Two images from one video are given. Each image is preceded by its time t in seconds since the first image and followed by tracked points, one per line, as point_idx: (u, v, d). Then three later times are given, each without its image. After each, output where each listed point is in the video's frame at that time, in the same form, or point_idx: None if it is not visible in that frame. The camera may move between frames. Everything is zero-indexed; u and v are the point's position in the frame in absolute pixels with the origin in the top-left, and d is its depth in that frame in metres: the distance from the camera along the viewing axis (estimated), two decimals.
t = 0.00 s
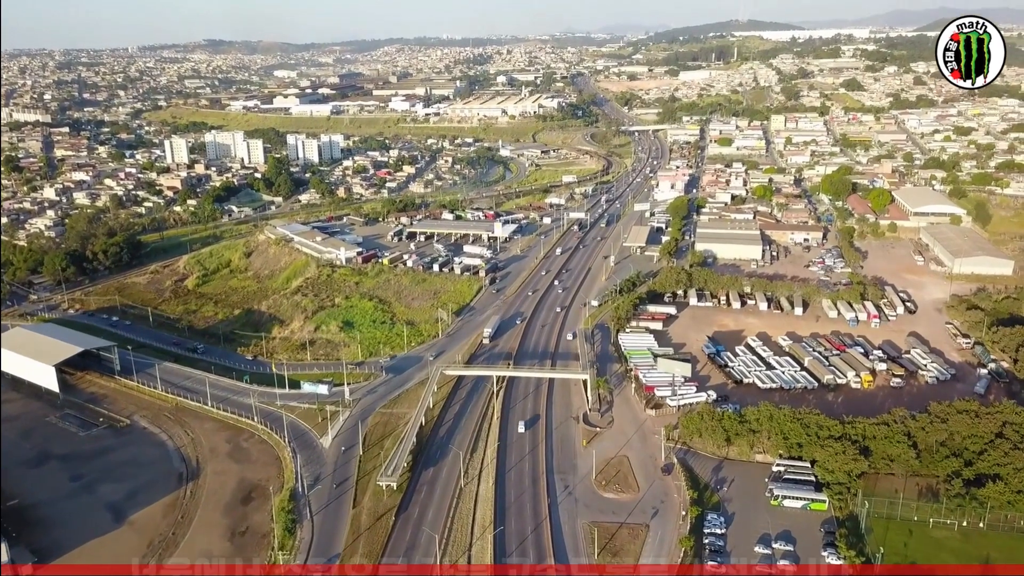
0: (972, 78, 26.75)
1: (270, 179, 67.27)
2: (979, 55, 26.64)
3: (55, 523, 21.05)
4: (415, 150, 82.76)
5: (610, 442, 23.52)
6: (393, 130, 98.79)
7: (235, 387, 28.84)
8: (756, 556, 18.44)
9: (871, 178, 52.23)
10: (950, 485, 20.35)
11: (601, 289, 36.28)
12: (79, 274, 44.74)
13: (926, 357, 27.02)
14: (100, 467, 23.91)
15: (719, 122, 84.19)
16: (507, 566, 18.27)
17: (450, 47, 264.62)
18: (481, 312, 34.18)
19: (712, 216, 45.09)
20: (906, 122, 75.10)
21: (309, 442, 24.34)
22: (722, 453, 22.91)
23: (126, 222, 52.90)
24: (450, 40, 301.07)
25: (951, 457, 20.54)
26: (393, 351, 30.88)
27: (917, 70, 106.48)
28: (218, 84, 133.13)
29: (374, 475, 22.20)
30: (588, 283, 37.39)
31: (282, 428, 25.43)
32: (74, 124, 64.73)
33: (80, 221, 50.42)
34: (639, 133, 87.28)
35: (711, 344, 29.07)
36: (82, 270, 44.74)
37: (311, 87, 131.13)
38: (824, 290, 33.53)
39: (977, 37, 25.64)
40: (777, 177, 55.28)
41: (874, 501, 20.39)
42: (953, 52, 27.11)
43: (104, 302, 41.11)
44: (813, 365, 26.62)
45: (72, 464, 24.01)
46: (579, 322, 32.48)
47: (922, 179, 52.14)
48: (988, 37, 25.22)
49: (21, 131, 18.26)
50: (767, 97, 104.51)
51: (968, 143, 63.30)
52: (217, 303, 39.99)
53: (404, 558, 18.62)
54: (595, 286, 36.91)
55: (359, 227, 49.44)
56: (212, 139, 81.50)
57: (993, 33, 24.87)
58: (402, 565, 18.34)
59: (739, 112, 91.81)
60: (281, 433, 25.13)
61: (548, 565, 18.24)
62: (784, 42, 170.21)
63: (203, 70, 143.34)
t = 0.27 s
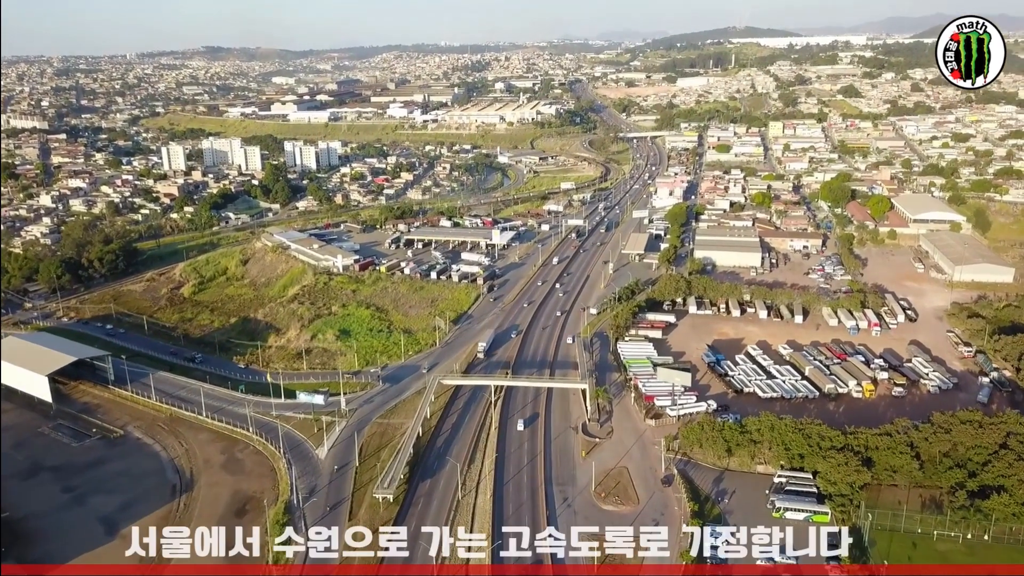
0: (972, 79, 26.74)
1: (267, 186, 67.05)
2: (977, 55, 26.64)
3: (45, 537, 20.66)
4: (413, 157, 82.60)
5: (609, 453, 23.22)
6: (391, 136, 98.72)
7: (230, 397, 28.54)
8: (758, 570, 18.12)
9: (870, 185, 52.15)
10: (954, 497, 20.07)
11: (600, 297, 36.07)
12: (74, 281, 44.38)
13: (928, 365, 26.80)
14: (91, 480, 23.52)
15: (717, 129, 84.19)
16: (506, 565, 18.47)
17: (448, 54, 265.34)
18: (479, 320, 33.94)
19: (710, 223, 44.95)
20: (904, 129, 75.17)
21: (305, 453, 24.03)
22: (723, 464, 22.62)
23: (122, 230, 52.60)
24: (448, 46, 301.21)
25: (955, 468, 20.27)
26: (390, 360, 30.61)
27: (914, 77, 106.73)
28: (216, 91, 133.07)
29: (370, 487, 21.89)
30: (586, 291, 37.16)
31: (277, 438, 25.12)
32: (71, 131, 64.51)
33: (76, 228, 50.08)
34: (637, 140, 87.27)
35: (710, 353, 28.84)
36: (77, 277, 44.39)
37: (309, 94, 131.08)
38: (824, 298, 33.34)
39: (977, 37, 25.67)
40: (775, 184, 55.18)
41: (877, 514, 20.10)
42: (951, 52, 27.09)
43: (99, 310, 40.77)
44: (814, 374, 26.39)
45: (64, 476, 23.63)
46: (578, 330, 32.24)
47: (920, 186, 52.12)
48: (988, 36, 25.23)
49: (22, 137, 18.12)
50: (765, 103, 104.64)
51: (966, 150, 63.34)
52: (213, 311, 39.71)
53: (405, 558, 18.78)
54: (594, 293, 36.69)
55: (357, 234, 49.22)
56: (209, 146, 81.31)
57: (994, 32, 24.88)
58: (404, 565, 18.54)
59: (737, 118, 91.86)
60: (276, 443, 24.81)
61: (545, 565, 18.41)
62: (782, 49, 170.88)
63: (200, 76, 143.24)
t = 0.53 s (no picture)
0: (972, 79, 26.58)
1: (264, 193, 66.83)
2: (978, 56, 26.54)
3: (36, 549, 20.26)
4: (410, 164, 82.45)
5: (609, 464, 22.94)
6: (389, 143, 98.66)
7: (225, 407, 28.23)
8: None
9: (869, 192, 52.07)
10: (958, 509, 19.79)
11: (598, 305, 35.84)
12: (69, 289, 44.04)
13: (930, 374, 26.59)
14: (83, 491, 23.13)
15: (715, 135, 84.16)
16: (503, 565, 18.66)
17: (446, 61, 265.97)
18: (476, 328, 33.70)
19: (709, 230, 44.78)
20: (901, 135, 75.22)
21: (300, 465, 23.72)
22: (723, 475, 22.35)
23: (118, 237, 52.31)
24: (446, 53, 302.01)
25: (959, 479, 20.03)
26: (387, 370, 30.32)
27: (912, 84, 106.96)
28: (214, 98, 132.96)
29: (366, 499, 21.57)
30: (585, 298, 36.94)
31: (272, 449, 24.81)
32: (68, 138, 64.28)
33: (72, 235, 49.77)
34: (635, 147, 87.23)
35: (710, 362, 28.60)
36: (72, 285, 44.06)
37: (307, 100, 131.04)
38: (824, 306, 33.15)
39: (976, 36, 25.62)
40: (774, 191, 55.08)
41: (880, 526, 19.82)
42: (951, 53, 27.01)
43: (94, 319, 40.44)
44: (815, 383, 26.16)
45: (56, 487, 23.23)
46: (576, 339, 32.00)
47: (919, 193, 52.06)
48: (989, 36, 25.15)
49: (20, 144, 17.97)
50: (763, 110, 104.73)
51: (964, 156, 63.38)
52: (209, 319, 39.42)
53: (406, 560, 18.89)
54: (592, 301, 36.46)
55: (354, 242, 49.00)
56: (206, 152, 81.09)
57: (994, 31, 24.83)
58: (405, 565, 18.68)
59: (734, 125, 91.90)
60: (271, 455, 24.49)
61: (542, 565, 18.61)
62: (779, 55, 171.37)
63: (198, 83, 143.14)
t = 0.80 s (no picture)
0: (971, 79, 26.50)
1: (261, 200, 66.60)
2: (978, 57, 26.47)
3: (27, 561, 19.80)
4: (408, 170, 82.31)
5: (607, 475, 22.65)
6: (387, 150, 98.55)
7: (219, 417, 27.93)
8: None
9: (867, 198, 51.97)
10: (961, 521, 19.57)
11: (596, 313, 35.63)
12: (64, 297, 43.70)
13: (931, 383, 26.35)
14: (75, 503, 22.68)
15: (713, 142, 84.14)
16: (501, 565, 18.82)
17: (444, 68, 266.66)
18: (474, 336, 33.46)
19: (707, 237, 44.60)
20: (899, 142, 75.26)
21: (295, 476, 23.39)
22: (724, 486, 22.06)
23: (114, 244, 52.02)
24: (443, 60, 302.17)
25: (963, 490, 19.78)
26: (383, 379, 30.02)
27: (909, 90, 107.17)
28: (211, 105, 132.87)
29: (362, 511, 21.24)
30: (583, 306, 36.71)
31: (267, 460, 24.47)
32: (64, 145, 64.07)
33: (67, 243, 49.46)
34: (633, 153, 87.19)
35: (709, 371, 28.35)
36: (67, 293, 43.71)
37: (305, 107, 130.97)
38: (824, 314, 32.94)
39: (977, 37, 25.59)
40: (772, 198, 54.98)
41: (883, 538, 19.52)
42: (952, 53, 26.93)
43: (89, 327, 40.11)
44: (816, 392, 25.92)
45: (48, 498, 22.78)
46: (574, 347, 31.74)
47: (917, 199, 51.98)
48: (989, 36, 25.11)
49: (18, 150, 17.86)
50: (760, 116, 104.84)
51: (962, 162, 63.38)
52: (205, 327, 39.13)
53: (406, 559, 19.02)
54: (591, 309, 36.24)
55: (351, 249, 48.76)
56: (203, 159, 80.85)
57: (994, 31, 24.79)
58: (405, 565, 18.81)
59: (732, 132, 91.90)
60: (265, 466, 24.16)
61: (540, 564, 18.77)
62: (777, 62, 171.77)
63: (196, 90, 143.08)
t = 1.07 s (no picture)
0: (972, 78, 26.44)
1: (256, 207, 66.32)
2: (978, 56, 26.44)
3: None
4: (404, 177, 82.15)
5: (605, 486, 22.35)
6: (383, 157, 98.40)
7: (213, 427, 27.59)
8: None
9: (864, 205, 51.92)
10: (964, 532, 19.28)
11: (593, 320, 35.41)
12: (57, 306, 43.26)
13: (931, 392, 26.15)
14: (65, 516, 22.26)
15: (709, 148, 84.16)
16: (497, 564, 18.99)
17: (440, 75, 267.21)
18: (470, 344, 33.21)
19: (705, 244, 44.45)
20: (895, 148, 75.39)
21: (289, 488, 23.04)
22: (723, 497, 21.77)
23: (108, 252, 51.66)
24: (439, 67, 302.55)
25: (966, 501, 19.53)
26: (378, 388, 29.72)
27: (904, 97, 107.48)
28: (207, 111, 132.63)
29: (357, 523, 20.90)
30: (580, 314, 36.50)
31: (260, 472, 24.12)
32: (59, 152, 63.72)
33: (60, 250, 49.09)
34: (629, 160, 87.17)
35: (708, 380, 28.11)
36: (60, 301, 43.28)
37: (301, 114, 130.87)
38: (822, 321, 32.76)
39: (976, 37, 25.58)
40: (769, 204, 54.90)
41: (885, 550, 19.23)
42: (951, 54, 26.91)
43: (82, 336, 39.74)
44: (815, 401, 25.70)
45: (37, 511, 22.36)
46: (571, 356, 31.49)
47: (914, 206, 51.93)
48: (989, 35, 25.12)
49: (14, 157, 17.72)
50: (756, 123, 104.98)
51: (958, 169, 63.45)
52: (199, 336, 38.81)
53: (407, 558, 19.25)
54: (588, 316, 36.02)
55: (347, 256, 48.51)
56: (198, 166, 80.54)
57: (994, 31, 24.81)
58: (405, 565, 18.98)
59: (728, 138, 91.98)
60: (259, 478, 23.80)
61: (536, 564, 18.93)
62: (772, 69, 172.39)
63: (192, 97, 142.89)
